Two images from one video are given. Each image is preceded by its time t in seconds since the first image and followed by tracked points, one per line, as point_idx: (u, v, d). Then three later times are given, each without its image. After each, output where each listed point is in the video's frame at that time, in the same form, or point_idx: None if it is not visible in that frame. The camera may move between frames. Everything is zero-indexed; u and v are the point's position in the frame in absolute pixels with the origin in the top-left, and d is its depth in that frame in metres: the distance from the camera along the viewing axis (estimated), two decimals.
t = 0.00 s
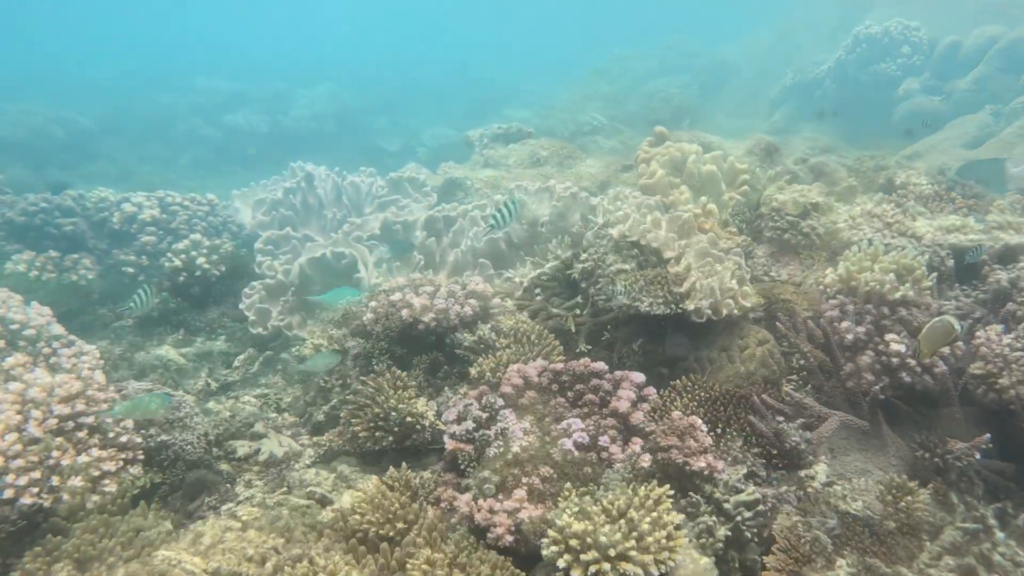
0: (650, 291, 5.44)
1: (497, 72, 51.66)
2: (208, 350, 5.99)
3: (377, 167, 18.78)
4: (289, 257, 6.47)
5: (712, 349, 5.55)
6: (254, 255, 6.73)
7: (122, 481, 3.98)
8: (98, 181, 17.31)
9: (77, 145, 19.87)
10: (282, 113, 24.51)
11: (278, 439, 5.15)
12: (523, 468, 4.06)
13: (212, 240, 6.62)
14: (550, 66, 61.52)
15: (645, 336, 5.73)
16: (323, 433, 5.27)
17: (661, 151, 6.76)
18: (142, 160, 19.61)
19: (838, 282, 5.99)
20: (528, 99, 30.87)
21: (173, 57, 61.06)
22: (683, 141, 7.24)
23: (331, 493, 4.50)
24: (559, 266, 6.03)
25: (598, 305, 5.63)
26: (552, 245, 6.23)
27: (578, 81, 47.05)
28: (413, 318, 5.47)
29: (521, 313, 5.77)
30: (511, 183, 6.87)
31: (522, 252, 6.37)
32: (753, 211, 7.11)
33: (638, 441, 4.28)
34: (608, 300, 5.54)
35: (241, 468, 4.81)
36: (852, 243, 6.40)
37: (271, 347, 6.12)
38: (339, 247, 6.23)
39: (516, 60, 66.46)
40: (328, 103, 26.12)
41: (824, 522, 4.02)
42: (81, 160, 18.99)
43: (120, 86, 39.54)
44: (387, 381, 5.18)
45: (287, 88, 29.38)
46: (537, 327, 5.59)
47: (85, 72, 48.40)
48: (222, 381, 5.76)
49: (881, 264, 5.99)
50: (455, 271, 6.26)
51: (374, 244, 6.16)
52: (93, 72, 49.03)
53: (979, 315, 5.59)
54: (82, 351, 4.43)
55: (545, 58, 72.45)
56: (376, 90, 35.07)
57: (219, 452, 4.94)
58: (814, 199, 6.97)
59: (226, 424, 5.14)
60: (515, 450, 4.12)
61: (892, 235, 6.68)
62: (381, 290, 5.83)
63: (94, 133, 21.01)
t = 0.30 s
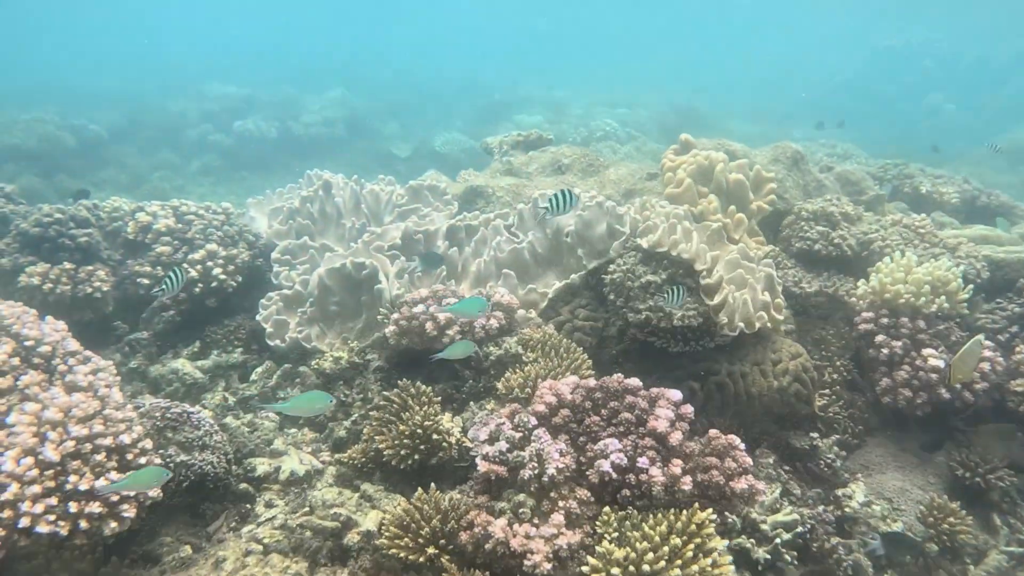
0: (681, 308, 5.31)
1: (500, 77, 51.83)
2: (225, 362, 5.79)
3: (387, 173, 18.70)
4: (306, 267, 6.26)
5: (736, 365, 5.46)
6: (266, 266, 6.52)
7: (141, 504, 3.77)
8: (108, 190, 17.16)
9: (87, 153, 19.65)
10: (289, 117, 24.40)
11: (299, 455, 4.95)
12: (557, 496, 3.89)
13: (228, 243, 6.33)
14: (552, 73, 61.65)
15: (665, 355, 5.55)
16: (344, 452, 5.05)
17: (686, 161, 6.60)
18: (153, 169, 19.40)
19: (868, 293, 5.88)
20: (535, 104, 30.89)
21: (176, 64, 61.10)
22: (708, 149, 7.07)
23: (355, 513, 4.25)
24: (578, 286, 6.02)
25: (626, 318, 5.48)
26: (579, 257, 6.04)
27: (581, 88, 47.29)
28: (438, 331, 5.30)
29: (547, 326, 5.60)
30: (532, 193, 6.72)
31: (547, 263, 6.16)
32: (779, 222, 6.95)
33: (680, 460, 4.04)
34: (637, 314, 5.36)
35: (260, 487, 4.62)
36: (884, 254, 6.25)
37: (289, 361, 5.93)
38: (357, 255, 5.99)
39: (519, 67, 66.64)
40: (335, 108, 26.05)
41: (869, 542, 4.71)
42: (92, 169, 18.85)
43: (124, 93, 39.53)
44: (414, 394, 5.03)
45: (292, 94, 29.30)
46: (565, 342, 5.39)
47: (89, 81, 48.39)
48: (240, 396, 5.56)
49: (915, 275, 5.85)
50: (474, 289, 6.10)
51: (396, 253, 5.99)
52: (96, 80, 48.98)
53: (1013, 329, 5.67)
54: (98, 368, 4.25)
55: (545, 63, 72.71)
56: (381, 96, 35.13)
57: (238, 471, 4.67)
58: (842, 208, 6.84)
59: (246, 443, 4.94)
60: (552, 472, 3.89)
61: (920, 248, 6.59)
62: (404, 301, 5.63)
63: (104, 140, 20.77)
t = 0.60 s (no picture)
0: (713, 326, 5.10)
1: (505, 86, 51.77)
2: (236, 381, 5.59)
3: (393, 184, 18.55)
4: (320, 281, 6.04)
5: (771, 384, 5.23)
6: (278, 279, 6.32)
7: (153, 537, 3.55)
8: (113, 201, 16.98)
9: (92, 162, 19.44)
10: (295, 126, 24.25)
11: (316, 481, 4.68)
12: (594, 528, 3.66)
13: (240, 256, 6.11)
14: (556, 81, 61.67)
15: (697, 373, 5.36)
16: (362, 477, 4.82)
17: (714, 170, 6.40)
18: (159, 179, 19.19)
19: (905, 307, 5.66)
20: (541, 114, 30.83)
21: (180, 73, 61.11)
22: (735, 158, 6.86)
23: (377, 543, 4.01)
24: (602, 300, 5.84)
25: (655, 334, 5.26)
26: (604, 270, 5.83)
27: (585, 97, 47.25)
28: (460, 347, 5.06)
29: (573, 344, 5.39)
30: (553, 203, 6.51)
31: (570, 276, 5.95)
32: (807, 233, 6.75)
33: (722, 490, 3.81)
34: (668, 331, 5.14)
35: (276, 515, 4.35)
36: (919, 267, 6.03)
37: (303, 379, 5.72)
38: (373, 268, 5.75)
39: (522, 75, 66.71)
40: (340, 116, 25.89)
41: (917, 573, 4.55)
42: (96, 179, 18.67)
43: (128, 102, 39.45)
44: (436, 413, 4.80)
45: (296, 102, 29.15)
46: (592, 360, 5.18)
47: (93, 90, 48.34)
48: (253, 416, 5.35)
49: (954, 290, 5.62)
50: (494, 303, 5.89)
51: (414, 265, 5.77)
52: (100, 90, 48.93)
53: None
54: (107, 391, 4.03)
55: (549, 72, 72.81)
56: (385, 105, 35.03)
57: (252, 497, 4.42)
58: (872, 220, 6.64)
59: (260, 466, 4.69)
60: (588, 503, 3.66)
61: (957, 262, 6.38)
62: (424, 318, 5.41)
63: (108, 149, 20.58)
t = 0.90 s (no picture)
0: (744, 351, 4.86)
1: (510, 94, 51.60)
2: (243, 407, 5.35)
3: (400, 194, 18.34)
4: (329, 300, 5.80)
5: (805, 411, 4.97)
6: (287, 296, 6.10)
7: None
8: (115, 211, 16.79)
9: (94, 173, 19.29)
10: (299, 135, 24.08)
11: (328, 515, 4.43)
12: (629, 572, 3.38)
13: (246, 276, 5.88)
14: (561, 89, 61.58)
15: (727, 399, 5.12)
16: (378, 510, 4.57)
17: (740, 184, 6.18)
18: (161, 189, 19.02)
19: (942, 328, 5.42)
20: (547, 122, 30.66)
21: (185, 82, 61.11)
22: (760, 172, 6.64)
23: None
24: (625, 321, 5.62)
25: (683, 358, 5.02)
26: (624, 289, 5.59)
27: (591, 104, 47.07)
28: (478, 373, 4.81)
29: (596, 368, 5.15)
30: (573, 219, 6.29)
31: (591, 295, 5.71)
32: (835, 249, 6.53)
33: (766, 533, 3.53)
34: (696, 356, 4.90)
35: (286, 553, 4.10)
36: (955, 286, 5.80)
37: (313, 404, 5.48)
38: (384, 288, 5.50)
39: (527, 83, 66.69)
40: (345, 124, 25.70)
41: None
42: (98, 190, 18.47)
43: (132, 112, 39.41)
44: (454, 443, 4.55)
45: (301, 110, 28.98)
46: (617, 387, 4.93)
47: (95, 99, 48.21)
48: (260, 445, 5.10)
49: (994, 310, 5.37)
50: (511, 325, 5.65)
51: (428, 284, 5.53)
52: (103, 99, 48.86)
53: None
54: (109, 426, 3.78)
55: (553, 80, 72.84)
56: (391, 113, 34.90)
57: (262, 533, 4.11)
58: (903, 236, 6.42)
59: (268, 499, 4.44)
60: (624, 548, 3.38)
61: (993, 280, 6.13)
62: (439, 341, 5.16)
63: (110, 161, 20.43)
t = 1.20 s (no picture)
0: (777, 381, 4.58)
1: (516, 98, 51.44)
2: (247, 437, 5.08)
3: (406, 201, 18.09)
4: (337, 323, 5.54)
5: (842, 444, 4.68)
6: (293, 317, 5.84)
7: None
8: (118, 221, 16.61)
9: (98, 183, 19.15)
10: (305, 142, 23.86)
11: (337, 558, 4.16)
12: None
13: (249, 298, 5.61)
14: (568, 93, 61.31)
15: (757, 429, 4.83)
16: (389, 552, 4.30)
17: (767, 201, 5.89)
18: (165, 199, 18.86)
19: (982, 354, 5.15)
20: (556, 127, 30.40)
21: (191, 89, 61.05)
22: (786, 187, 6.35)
23: None
24: (648, 345, 5.35)
25: (712, 387, 4.74)
26: (647, 311, 5.32)
27: (598, 109, 46.81)
28: (495, 405, 4.54)
29: (619, 397, 4.87)
30: (590, 237, 6.01)
31: (612, 318, 5.44)
32: (865, 267, 6.23)
33: None
34: (726, 387, 4.62)
35: None
36: (994, 309, 5.50)
37: (321, 433, 5.20)
38: (394, 311, 5.24)
39: (533, 87, 66.44)
40: (351, 129, 25.47)
41: None
42: (102, 200, 18.32)
43: (138, 119, 39.30)
44: (469, 482, 4.27)
45: (307, 116, 28.76)
46: (642, 418, 4.65)
47: (103, 107, 48.34)
48: (264, 479, 4.82)
49: None
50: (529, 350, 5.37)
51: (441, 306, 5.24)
52: (110, 106, 48.86)
53: None
54: (101, 471, 3.56)
55: (559, 84, 72.59)
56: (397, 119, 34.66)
57: None
58: (937, 255, 6.12)
59: (273, 542, 4.18)
60: None
61: None
62: (453, 369, 4.88)
63: (115, 170, 20.29)
